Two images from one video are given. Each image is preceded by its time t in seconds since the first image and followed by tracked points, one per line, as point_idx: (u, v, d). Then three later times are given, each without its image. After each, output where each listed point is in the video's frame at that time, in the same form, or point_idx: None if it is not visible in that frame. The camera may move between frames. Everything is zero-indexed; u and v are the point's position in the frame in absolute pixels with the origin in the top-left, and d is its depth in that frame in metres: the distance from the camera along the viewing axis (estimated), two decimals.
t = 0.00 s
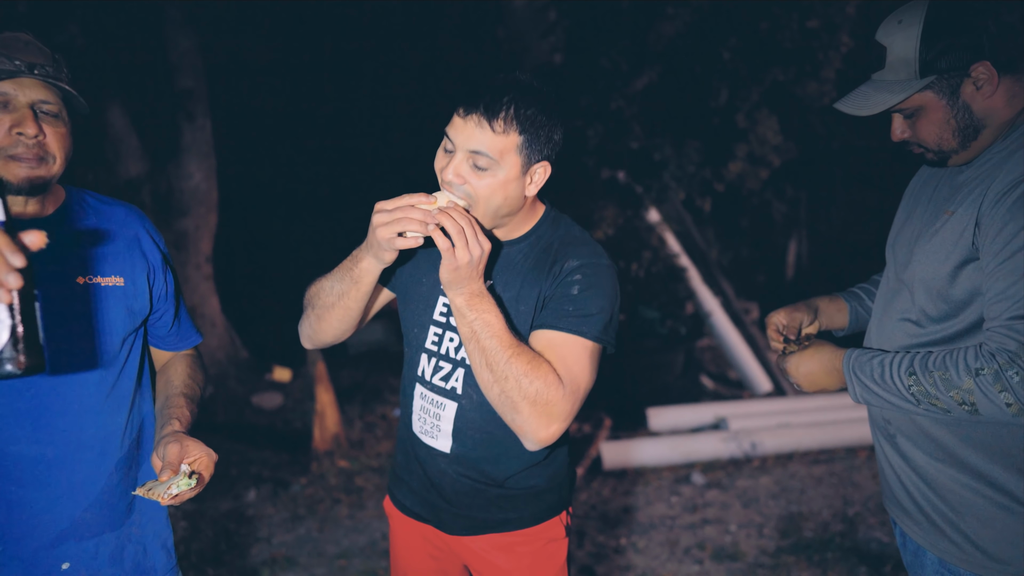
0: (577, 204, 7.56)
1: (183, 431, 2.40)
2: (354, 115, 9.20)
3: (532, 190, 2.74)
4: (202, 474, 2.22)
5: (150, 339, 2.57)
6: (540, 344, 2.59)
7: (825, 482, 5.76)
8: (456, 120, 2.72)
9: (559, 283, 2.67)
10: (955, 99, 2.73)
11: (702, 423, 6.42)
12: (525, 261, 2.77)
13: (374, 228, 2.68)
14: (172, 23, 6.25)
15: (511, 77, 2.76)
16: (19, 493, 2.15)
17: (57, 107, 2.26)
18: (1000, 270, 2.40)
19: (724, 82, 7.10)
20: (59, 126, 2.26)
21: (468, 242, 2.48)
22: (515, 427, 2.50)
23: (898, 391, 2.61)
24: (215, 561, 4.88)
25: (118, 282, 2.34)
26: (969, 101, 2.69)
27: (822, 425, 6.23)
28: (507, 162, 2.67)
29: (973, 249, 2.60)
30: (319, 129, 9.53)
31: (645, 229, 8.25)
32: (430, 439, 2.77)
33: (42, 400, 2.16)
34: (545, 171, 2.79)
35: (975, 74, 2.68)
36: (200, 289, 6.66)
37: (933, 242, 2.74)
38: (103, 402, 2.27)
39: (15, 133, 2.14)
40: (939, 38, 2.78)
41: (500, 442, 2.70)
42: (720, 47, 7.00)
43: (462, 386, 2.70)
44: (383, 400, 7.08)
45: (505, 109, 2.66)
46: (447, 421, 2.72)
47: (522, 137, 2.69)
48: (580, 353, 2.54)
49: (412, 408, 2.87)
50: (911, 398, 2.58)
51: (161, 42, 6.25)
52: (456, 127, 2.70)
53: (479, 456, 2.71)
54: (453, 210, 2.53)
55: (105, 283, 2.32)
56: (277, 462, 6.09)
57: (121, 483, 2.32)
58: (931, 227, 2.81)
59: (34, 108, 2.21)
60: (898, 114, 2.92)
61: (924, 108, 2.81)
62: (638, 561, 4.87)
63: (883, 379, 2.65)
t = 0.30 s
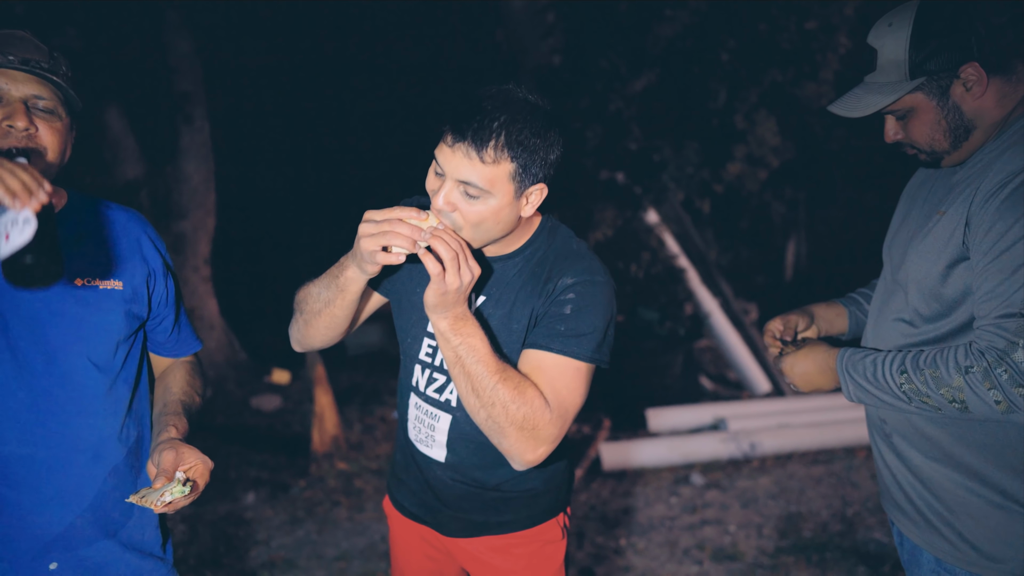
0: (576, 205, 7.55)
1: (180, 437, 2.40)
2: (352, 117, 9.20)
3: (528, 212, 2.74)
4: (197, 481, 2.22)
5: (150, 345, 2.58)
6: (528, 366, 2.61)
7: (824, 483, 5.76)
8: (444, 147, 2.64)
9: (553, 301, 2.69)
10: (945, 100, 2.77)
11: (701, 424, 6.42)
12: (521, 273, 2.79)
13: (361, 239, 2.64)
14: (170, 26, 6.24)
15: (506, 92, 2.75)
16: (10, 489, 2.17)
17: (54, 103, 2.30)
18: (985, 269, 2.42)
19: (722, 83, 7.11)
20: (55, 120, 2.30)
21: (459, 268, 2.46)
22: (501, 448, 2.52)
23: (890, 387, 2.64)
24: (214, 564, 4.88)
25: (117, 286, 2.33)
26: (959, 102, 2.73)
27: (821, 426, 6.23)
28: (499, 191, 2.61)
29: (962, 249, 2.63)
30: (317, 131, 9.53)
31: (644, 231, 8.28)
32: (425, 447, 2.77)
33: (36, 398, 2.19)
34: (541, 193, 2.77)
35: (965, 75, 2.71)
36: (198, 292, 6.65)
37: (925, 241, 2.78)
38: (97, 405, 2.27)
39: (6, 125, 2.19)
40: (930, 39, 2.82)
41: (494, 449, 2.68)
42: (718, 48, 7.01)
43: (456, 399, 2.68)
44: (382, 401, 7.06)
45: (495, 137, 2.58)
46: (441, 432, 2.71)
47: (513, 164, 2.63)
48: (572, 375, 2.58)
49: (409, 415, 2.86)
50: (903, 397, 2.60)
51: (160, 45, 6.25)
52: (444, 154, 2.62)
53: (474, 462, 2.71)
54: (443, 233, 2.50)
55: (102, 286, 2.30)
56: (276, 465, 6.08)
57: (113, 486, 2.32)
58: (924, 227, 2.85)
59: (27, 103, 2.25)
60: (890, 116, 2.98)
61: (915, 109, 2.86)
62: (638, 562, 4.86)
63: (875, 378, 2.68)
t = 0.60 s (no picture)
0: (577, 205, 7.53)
1: (182, 435, 2.51)
2: (353, 116, 9.19)
3: (531, 215, 2.73)
4: (198, 478, 2.33)
5: (157, 346, 2.71)
6: (532, 374, 2.59)
7: (826, 484, 5.75)
8: (445, 152, 2.61)
9: (556, 308, 2.68)
10: (944, 102, 2.75)
11: (703, 425, 6.38)
12: (524, 280, 2.77)
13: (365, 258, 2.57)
14: (171, 26, 6.22)
15: (504, 95, 2.77)
16: (13, 480, 2.21)
17: (55, 90, 2.42)
18: (983, 269, 2.41)
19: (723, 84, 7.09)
20: (58, 108, 2.43)
21: (465, 281, 2.42)
22: (506, 455, 2.51)
23: (890, 388, 2.63)
24: (215, 564, 4.87)
25: (121, 283, 2.45)
26: (958, 104, 2.71)
27: (824, 427, 6.21)
28: (501, 195, 2.60)
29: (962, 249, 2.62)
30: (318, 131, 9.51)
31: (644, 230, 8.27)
32: (426, 453, 2.75)
33: (40, 388, 2.25)
34: (544, 197, 2.76)
35: (963, 76, 2.70)
36: (199, 292, 6.64)
37: (926, 242, 2.77)
38: (99, 398, 2.36)
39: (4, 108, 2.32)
40: (926, 41, 2.80)
41: (495, 454, 2.67)
42: (719, 48, 6.99)
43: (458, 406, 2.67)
44: (383, 402, 7.05)
45: (498, 140, 2.57)
46: (443, 439, 2.70)
47: (517, 167, 2.61)
48: (575, 384, 2.57)
49: (410, 421, 2.84)
50: (902, 397, 2.59)
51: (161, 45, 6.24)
52: (445, 159, 2.60)
53: (476, 467, 2.70)
54: (450, 242, 2.45)
55: (108, 282, 2.42)
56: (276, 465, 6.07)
57: (116, 480, 2.40)
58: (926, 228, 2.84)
59: (30, 90, 2.37)
60: (888, 118, 2.96)
61: (914, 112, 2.84)
62: (638, 563, 4.86)
63: (875, 378, 2.67)
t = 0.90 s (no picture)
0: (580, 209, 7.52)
1: (190, 437, 2.53)
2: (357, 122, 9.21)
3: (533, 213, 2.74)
4: (206, 478, 2.36)
5: (163, 350, 2.72)
6: (535, 375, 2.59)
7: (831, 489, 5.73)
8: (445, 153, 2.63)
9: (559, 308, 2.68)
10: (946, 109, 2.75)
11: (706, 429, 6.36)
12: (526, 282, 2.77)
13: (371, 255, 2.58)
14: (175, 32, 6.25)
15: (502, 96, 2.76)
16: (17, 475, 2.22)
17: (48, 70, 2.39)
18: (984, 273, 2.41)
19: (725, 88, 7.09)
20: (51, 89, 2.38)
21: (472, 277, 2.43)
22: (511, 455, 2.51)
23: (895, 395, 2.62)
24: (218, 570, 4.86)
25: (126, 283, 2.46)
26: (959, 110, 2.71)
27: (829, 431, 6.19)
28: (502, 193, 2.61)
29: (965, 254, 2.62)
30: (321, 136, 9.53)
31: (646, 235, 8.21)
32: (430, 458, 2.75)
33: (45, 388, 2.26)
34: (546, 192, 2.77)
35: (964, 83, 2.69)
36: (202, 297, 6.64)
37: (930, 247, 2.77)
38: (103, 396, 2.36)
39: None
40: (926, 49, 2.81)
41: (499, 457, 2.67)
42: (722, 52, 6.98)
43: (461, 410, 2.67)
44: (386, 407, 7.05)
45: (496, 138, 2.58)
46: (446, 444, 2.70)
47: (517, 164, 2.62)
48: (578, 383, 2.58)
49: (413, 426, 2.84)
50: (908, 404, 2.58)
51: (165, 50, 6.25)
52: (447, 160, 2.61)
53: (479, 471, 2.70)
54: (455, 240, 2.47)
55: (113, 282, 2.43)
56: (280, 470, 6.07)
57: (119, 479, 2.40)
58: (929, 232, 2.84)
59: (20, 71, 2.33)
60: (890, 126, 2.95)
61: (916, 118, 2.83)
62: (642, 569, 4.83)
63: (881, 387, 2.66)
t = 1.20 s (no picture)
0: (585, 215, 7.55)
1: (198, 442, 2.57)
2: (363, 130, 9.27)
3: (539, 217, 2.75)
4: (213, 484, 2.39)
5: (173, 355, 2.75)
6: (538, 380, 2.61)
7: (838, 496, 5.71)
8: (450, 161, 2.66)
9: (562, 314, 2.69)
10: (947, 115, 2.76)
11: (712, 436, 6.35)
12: (530, 288, 2.79)
13: (377, 260, 2.63)
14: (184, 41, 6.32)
15: (504, 103, 2.78)
16: (29, 473, 2.24)
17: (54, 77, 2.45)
18: (993, 280, 2.42)
19: (730, 95, 7.12)
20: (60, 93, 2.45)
21: (477, 276, 2.46)
22: (514, 459, 2.52)
23: (904, 404, 2.61)
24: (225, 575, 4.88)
25: (137, 288, 2.49)
26: (961, 117, 2.73)
27: (835, 438, 6.17)
28: (506, 199, 2.63)
29: (972, 260, 2.63)
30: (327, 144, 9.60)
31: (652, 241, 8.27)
32: (435, 461, 2.77)
33: (58, 390, 2.29)
34: (549, 199, 2.79)
35: (965, 90, 2.71)
36: (210, 303, 6.70)
37: (934, 253, 2.78)
38: (114, 399, 2.39)
39: None
40: (930, 55, 2.82)
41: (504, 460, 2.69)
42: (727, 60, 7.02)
43: (466, 414, 2.69)
44: (392, 413, 7.07)
45: (498, 145, 2.61)
46: (452, 447, 2.72)
47: (519, 171, 2.64)
48: (581, 386, 2.60)
49: (419, 430, 2.86)
50: (917, 412, 2.57)
51: (174, 60, 6.32)
52: (451, 167, 2.65)
53: (485, 474, 2.71)
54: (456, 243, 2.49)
55: (125, 287, 2.46)
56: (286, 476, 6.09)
57: (128, 481, 2.42)
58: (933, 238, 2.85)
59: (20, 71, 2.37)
60: (894, 130, 2.97)
61: (919, 123, 2.85)
62: None
63: (889, 395, 2.64)
